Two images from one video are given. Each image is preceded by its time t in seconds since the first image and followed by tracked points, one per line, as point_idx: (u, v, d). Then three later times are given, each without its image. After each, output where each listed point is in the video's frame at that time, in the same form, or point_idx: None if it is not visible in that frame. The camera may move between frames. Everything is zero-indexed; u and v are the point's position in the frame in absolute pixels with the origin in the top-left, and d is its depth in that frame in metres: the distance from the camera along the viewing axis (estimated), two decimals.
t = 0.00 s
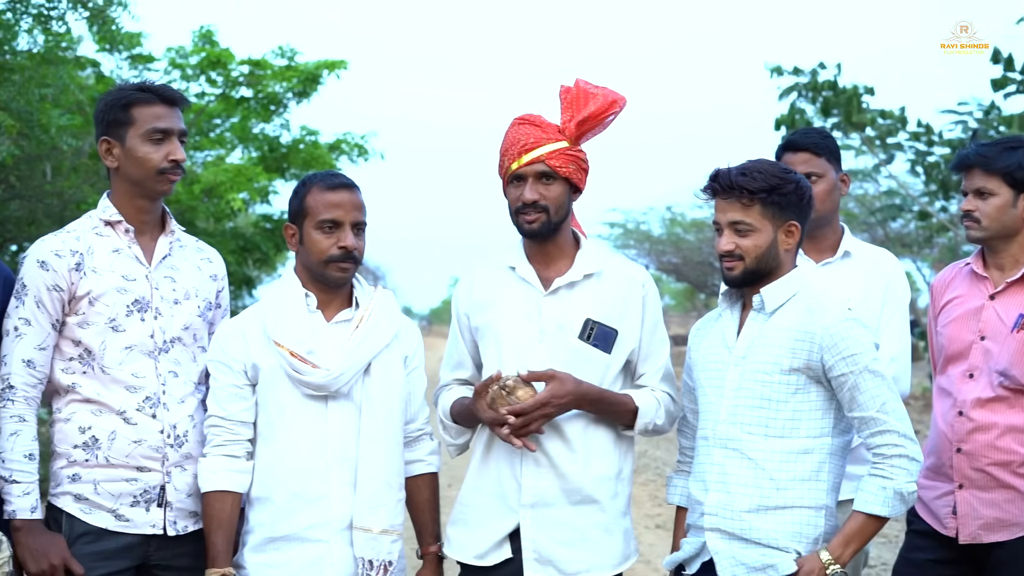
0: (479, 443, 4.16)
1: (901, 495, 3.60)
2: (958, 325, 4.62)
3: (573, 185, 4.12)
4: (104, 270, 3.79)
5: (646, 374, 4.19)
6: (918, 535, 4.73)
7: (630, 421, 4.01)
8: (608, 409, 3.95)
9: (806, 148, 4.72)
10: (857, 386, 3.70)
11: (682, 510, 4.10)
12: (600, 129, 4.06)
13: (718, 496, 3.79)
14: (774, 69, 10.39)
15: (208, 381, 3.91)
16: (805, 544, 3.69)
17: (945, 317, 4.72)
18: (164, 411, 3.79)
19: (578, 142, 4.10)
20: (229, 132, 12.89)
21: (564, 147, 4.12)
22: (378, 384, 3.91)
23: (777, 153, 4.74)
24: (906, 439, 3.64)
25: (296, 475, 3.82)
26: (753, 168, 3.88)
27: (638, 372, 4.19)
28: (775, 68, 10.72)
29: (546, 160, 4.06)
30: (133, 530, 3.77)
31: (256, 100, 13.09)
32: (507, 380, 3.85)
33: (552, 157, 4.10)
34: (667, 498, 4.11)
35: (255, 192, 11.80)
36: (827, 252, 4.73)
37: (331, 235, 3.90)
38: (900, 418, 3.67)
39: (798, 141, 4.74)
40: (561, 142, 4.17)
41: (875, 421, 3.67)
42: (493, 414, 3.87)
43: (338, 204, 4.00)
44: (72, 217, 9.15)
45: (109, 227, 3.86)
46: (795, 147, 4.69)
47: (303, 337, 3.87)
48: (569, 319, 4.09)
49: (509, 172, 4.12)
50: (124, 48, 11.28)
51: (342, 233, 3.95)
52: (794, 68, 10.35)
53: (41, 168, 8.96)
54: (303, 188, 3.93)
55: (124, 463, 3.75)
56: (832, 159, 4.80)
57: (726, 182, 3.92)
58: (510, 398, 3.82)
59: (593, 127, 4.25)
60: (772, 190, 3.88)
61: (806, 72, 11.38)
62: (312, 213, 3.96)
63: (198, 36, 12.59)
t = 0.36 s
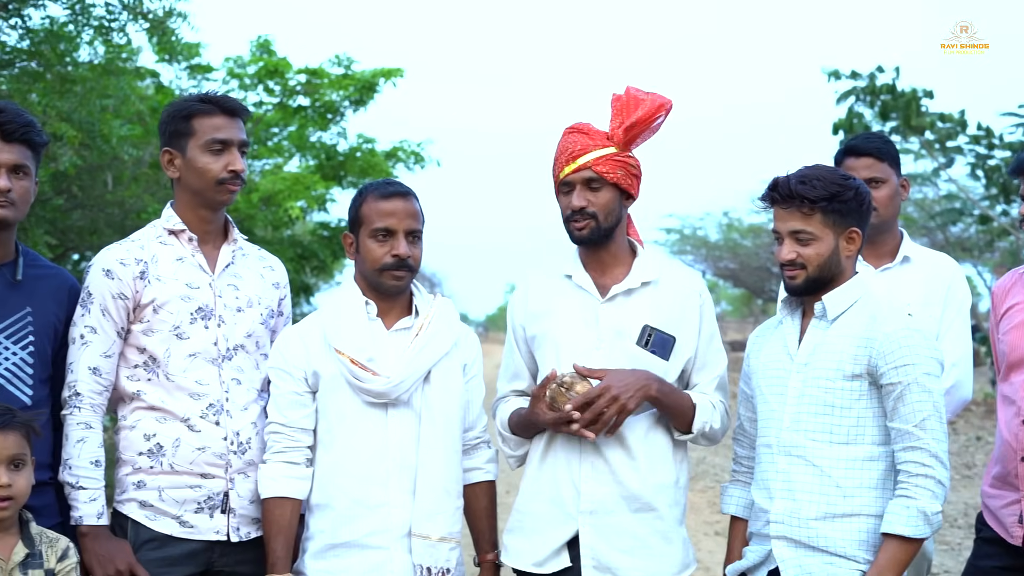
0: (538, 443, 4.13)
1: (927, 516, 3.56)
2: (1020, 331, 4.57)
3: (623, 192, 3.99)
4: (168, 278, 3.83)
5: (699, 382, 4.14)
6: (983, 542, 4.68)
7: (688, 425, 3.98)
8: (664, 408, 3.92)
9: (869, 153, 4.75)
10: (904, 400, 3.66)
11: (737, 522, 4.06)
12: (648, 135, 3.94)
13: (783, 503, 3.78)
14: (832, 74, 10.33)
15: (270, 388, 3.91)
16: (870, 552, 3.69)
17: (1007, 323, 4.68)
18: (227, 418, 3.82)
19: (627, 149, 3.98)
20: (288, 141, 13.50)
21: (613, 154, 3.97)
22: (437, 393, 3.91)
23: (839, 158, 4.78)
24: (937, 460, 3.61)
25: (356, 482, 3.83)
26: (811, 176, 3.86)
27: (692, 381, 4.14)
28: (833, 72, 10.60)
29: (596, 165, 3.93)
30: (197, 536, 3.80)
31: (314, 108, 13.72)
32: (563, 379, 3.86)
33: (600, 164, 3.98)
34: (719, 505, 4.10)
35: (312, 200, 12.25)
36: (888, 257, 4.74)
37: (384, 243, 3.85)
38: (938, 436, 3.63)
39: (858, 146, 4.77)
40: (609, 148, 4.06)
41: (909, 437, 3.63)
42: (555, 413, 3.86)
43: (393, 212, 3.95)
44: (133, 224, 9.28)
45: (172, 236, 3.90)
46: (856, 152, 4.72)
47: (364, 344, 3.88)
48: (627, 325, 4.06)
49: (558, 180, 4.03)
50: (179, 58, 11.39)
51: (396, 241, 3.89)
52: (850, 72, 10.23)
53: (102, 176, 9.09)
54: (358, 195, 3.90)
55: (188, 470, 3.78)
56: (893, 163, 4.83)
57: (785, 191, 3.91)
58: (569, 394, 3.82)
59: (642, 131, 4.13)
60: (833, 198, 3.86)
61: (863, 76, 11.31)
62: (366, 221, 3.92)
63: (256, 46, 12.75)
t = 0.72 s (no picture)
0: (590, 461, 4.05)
1: (988, 518, 3.47)
2: None
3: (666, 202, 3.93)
4: (228, 283, 3.86)
5: (754, 385, 3.99)
6: None
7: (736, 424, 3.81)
8: (718, 399, 3.75)
9: (933, 154, 4.76)
10: (961, 401, 3.56)
11: (798, 527, 4.02)
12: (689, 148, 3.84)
13: (842, 508, 3.71)
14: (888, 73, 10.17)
15: (328, 393, 3.93)
16: (932, 557, 3.60)
17: None
18: (287, 422, 3.84)
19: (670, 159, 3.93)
20: (342, 146, 13.22)
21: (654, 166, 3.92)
22: (494, 397, 3.90)
23: (901, 159, 4.80)
24: (998, 461, 3.51)
25: (413, 485, 3.83)
26: (858, 179, 3.83)
27: (746, 383, 4.00)
28: (890, 72, 10.48)
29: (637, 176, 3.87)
30: (257, 540, 3.82)
31: (367, 114, 13.51)
32: (581, 413, 3.80)
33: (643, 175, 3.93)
34: (781, 511, 4.05)
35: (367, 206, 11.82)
36: (946, 258, 4.75)
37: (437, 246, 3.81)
38: (997, 438, 3.53)
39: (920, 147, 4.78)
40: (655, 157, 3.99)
41: (968, 439, 3.54)
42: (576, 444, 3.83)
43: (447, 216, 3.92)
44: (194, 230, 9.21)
45: (232, 242, 3.94)
46: (920, 153, 4.74)
47: (421, 349, 3.88)
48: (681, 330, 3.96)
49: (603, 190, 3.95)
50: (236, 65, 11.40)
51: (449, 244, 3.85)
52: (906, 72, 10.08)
53: (161, 182, 8.98)
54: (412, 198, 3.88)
55: (248, 474, 3.80)
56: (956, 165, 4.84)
57: (832, 196, 3.88)
58: (587, 431, 3.76)
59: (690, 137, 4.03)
60: (881, 199, 3.82)
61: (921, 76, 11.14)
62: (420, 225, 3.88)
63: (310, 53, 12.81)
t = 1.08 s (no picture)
0: (647, 459, 4.02)
1: None
2: None
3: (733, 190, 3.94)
4: (286, 285, 3.88)
5: (811, 387, 3.97)
6: None
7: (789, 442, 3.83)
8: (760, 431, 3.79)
9: (994, 152, 4.79)
10: None
11: (856, 528, 4.00)
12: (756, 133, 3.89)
13: (903, 508, 3.68)
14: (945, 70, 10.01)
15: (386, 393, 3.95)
16: (994, 559, 3.57)
17: None
18: (345, 423, 3.86)
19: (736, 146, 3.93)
20: (394, 148, 12.83)
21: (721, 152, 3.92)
22: (550, 397, 3.90)
23: (962, 156, 4.84)
24: None
25: (470, 486, 3.83)
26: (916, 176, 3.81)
27: (804, 385, 3.98)
28: (945, 69, 10.34)
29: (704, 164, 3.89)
30: (317, 540, 3.84)
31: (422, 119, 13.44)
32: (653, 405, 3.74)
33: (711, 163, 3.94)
34: (838, 511, 4.03)
35: (420, 206, 11.57)
36: (1006, 256, 4.84)
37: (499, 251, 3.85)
38: None
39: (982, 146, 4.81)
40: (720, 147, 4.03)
41: None
42: (644, 433, 3.76)
43: (506, 218, 3.94)
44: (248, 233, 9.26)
45: (289, 243, 3.96)
46: (981, 150, 4.78)
47: (477, 349, 3.89)
48: (733, 330, 3.92)
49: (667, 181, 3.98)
50: (290, 68, 11.41)
51: (512, 247, 3.88)
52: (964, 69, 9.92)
53: (215, 186, 9.18)
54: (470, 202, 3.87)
55: (307, 475, 3.82)
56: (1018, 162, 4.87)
57: (888, 194, 3.86)
58: (661, 420, 3.70)
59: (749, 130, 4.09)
60: (937, 196, 3.79)
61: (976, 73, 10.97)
62: (481, 228, 3.90)
63: (363, 54, 12.69)
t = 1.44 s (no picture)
0: (713, 453, 4.04)
1: None
2: None
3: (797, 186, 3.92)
4: (351, 284, 3.91)
5: (881, 383, 3.95)
6: None
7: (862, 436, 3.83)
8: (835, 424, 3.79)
9: None
10: None
11: (925, 527, 3.98)
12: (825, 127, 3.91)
13: (975, 506, 3.65)
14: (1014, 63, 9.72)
15: (449, 392, 3.96)
16: None
17: None
18: (410, 421, 3.88)
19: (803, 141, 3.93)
20: (452, 145, 11.78)
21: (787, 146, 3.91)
22: (614, 394, 3.90)
23: None
24: None
25: (536, 483, 3.85)
26: (981, 169, 3.77)
27: (873, 381, 3.96)
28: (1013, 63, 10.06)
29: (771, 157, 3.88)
30: (382, 538, 3.86)
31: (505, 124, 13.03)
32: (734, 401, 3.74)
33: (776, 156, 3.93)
34: (908, 509, 4.02)
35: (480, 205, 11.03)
36: None
37: (565, 245, 3.85)
38: None
39: None
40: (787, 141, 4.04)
41: None
42: (723, 428, 3.77)
43: (572, 216, 3.96)
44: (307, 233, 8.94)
45: (353, 242, 3.99)
46: None
47: (541, 347, 3.90)
48: (800, 326, 3.91)
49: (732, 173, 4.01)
50: (348, 66, 11.40)
51: (577, 244, 3.89)
52: None
53: (277, 185, 8.77)
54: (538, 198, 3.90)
55: (372, 473, 3.84)
56: None
57: (953, 187, 3.83)
58: (740, 415, 3.71)
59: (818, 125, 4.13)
60: (1002, 191, 3.75)
61: None
62: (547, 225, 3.92)
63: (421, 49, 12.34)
